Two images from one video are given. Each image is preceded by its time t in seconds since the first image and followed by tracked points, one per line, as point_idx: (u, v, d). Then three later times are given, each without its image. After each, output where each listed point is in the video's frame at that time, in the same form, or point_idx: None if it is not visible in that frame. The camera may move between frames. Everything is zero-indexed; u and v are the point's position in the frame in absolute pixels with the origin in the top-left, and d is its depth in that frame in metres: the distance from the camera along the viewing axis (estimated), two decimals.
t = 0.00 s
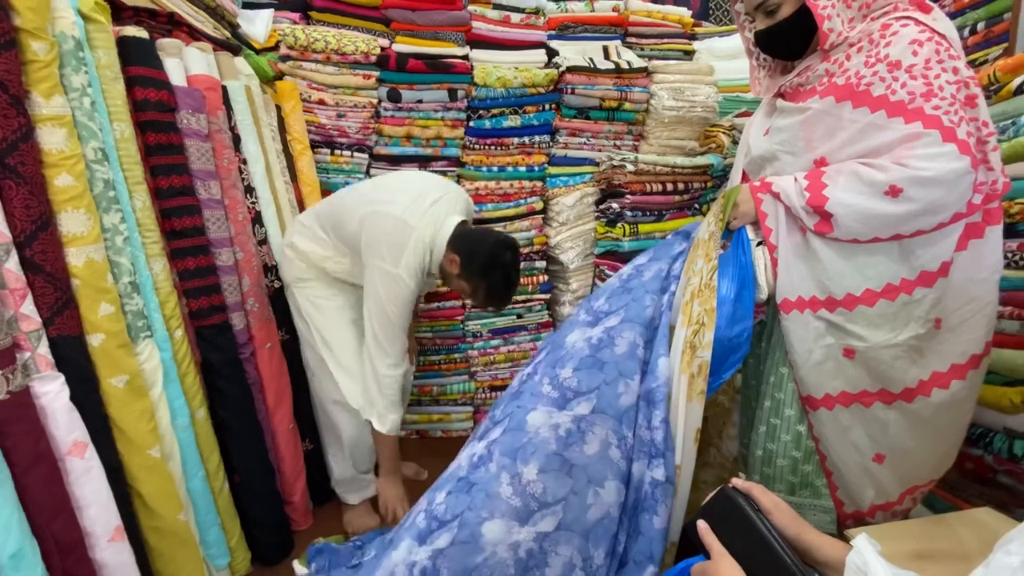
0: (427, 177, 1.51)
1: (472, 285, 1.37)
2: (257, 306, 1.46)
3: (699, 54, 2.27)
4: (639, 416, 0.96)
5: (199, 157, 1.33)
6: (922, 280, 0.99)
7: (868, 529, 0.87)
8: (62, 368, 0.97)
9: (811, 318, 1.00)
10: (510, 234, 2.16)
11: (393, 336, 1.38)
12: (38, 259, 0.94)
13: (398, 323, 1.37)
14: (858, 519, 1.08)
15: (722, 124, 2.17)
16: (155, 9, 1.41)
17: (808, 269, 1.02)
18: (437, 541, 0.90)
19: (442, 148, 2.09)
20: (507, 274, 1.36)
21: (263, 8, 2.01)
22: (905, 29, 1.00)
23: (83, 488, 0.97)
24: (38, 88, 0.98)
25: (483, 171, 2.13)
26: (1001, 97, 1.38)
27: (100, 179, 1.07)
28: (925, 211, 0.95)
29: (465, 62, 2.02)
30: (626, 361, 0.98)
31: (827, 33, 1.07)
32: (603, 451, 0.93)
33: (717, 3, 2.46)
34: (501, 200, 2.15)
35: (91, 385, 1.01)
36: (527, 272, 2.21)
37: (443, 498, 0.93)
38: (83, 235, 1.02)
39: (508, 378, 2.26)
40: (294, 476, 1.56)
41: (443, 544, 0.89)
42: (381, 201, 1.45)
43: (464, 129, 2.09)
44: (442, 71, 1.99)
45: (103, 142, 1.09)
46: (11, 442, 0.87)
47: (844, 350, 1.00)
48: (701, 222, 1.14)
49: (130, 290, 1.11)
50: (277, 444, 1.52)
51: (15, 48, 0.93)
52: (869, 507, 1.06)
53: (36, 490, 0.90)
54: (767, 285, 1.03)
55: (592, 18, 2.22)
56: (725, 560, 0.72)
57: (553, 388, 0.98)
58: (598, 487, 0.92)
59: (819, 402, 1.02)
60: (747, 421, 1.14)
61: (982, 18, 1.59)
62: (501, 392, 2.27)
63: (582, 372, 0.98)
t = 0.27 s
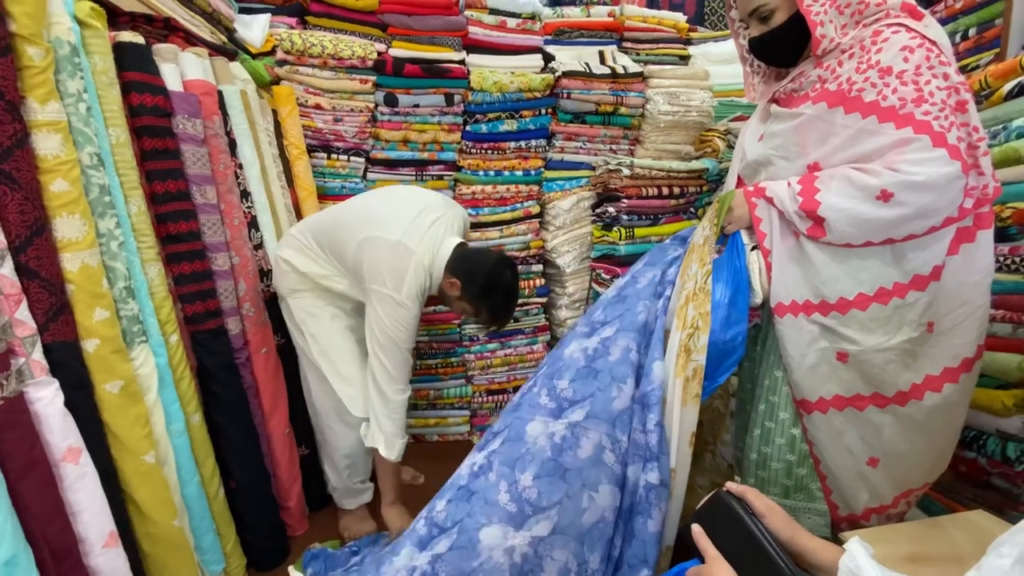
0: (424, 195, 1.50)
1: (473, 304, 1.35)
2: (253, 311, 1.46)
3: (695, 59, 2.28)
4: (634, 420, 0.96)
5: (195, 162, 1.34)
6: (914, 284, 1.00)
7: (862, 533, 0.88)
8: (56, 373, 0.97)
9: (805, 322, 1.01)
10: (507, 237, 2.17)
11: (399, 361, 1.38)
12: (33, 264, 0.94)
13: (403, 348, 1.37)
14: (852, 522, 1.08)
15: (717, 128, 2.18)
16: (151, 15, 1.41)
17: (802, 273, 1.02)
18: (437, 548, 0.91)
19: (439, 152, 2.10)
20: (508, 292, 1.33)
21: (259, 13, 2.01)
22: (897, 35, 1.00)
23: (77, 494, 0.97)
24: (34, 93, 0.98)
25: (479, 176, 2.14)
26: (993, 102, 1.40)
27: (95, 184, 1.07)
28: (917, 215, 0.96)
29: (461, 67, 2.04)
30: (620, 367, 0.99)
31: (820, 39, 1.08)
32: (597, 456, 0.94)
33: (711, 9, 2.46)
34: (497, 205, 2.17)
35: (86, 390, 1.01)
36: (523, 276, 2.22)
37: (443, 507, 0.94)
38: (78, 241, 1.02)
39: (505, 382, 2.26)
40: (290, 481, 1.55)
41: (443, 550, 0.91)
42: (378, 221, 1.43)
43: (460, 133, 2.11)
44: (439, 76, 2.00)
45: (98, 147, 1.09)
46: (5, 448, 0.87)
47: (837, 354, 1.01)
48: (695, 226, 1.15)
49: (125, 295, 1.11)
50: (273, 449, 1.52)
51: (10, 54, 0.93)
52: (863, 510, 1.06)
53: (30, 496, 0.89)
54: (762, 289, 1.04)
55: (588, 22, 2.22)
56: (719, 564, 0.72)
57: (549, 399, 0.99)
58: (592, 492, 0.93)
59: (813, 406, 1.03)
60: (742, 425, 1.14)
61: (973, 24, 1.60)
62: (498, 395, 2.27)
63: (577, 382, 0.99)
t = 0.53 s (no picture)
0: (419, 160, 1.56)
1: (472, 232, 1.39)
2: (250, 315, 1.46)
3: (692, 64, 2.29)
4: (630, 421, 0.96)
5: (192, 166, 1.34)
6: (909, 288, 1.00)
7: (858, 535, 0.88)
8: (53, 379, 0.97)
9: (801, 325, 1.01)
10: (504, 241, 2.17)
11: (371, 277, 1.33)
12: (30, 269, 0.94)
13: (380, 267, 1.33)
14: (849, 525, 1.08)
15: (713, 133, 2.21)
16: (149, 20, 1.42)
17: (798, 277, 1.03)
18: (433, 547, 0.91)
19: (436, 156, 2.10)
20: (508, 219, 1.38)
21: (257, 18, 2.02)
22: (891, 41, 1.02)
23: (73, 499, 0.96)
24: (32, 98, 0.98)
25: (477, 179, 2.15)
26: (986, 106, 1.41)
27: (92, 189, 1.07)
28: (911, 219, 0.96)
29: (459, 71, 2.04)
30: (615, 369, 1.00)
31: (815, 45, 1.08)
32: (591, 454, 0.94)
33: (708, 13, 2.49)
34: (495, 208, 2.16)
35: (82, 395, 1.01)
36: (521, 279, 2.22)
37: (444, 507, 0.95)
38: (75, 245, 1.02)
39: (503, 385, 2.25)
40: (286, 486, 1.55)
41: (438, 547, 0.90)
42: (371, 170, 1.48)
43: (458, 137, 2.10)
44: (437, 80, 2.01)
45: (96, 152, 1.09)
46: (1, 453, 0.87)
47: (833, 357, 1.01)
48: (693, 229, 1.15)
49: (121, 300, 1.11)
50: (270, 454, 1.52)
51: (8, 60, 0.93)
52: (859, 513, 1.06)
53: (26, 501, 0.89)
54: (758, 292, 1.04)
55: (584, 27, 2.23)
56: (716, 567, 0.72)
57: (545, 399, 0.99)
58: (586, 490, 0.92)
59: (809, 409, 1.03)
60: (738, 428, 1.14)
61: (967, 29, 1.61)
62: (496, 399, 2.26)
63: (572, 381, 1.00)
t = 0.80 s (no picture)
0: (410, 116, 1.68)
1: (458, 131, 1.46)
2: (249, 319, 1.46)
3: (688, 68, 2.30)
4: (628, 424, 0.96)
5: (191, 170, 1.34)
6: (907, 290, 1.00)
7: (857, 538, 0.88)
8: (50, 384, 0.97)
9: (799, 327, 1.02)
10: (502, 244, 2.18)
11: (344, 189, 1.43)
12: (27, 273, 0.94)
13: (351, 179, 1.43)
14: (848, 528, 1.08)
15: (710, 138, 2.21)
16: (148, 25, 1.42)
17: (796, 279, 1.03)
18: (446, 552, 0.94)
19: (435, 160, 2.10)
20: (479, 98, 1.44)
21: (257, 22, 2.02)
22: (889, 45, 1.02)
23: (69, 504, 0.96)
24: (31, 102, 0.98)
25: (475, 183, 2.13)
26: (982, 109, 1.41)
27: (90, 193, 1.07)
28: (908, 222, 0.96)
29: (458, 75, 2.05)
30: (611, 373, 1.00)
31: (813, 48, 1.09)
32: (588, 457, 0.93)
33: (706, 17, 2.51)
34: (494, 211, 2.16)
35: (79, 399, 1.01)
36: (520, 282, 2.22)
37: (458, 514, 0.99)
38: (73, 249, 1.02)
39: (502, 389, 2.25)
40: (285, 490, 1.55)
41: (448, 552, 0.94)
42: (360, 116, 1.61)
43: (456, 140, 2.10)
44: (436, 84, 2.01)
45: (94, 156, 1.10)
46: None
47: (831, 360, 1.01)
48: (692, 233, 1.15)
49: (120, 303, 1.11)
50: (268, 458, 1.51)
51: (7, 64, 0.93)
52: (858, 516, 1.06)
53: (23, 506, 0.89)
54: (757, 294, 1.04)
55: (583, 31, 2.23)
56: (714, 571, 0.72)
57: (546, 406, 1.01)
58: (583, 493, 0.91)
59: (807, 411, 1.03)
60: (737, 430, 1.14)
61: (963, 32, 1.62)
62: (495, 402, 2.26)
63: (571, 387, 1.01)
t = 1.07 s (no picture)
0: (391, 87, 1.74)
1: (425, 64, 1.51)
2: (248, 323, 1.46)
3: (687, 71, 2.31)
4: (628, 426, 0.96)
5: (191, 174, 1.34)
6: (906, 293, 1.00)
7: (857, 542, 0.87)
8: (50, 388, 0.97)
9: (799, 330, 1.02)
10: (502, 247, 2.17)
11: (322, 144, 1.49)
12: (27, 278, 0.94)
13: (329, 134, 1.49)
14: (848, 531, 1.08)
15: (710, 138, 2.16)
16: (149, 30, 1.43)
17: (796, 282, 1.03)
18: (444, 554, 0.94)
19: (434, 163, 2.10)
20: (439, 32, 1.51)
21: (256, 26, 2.02)
22: (889, 49, 1.02)
23: (68, 509, 0.96)
24: (31, 107, 0.98)
25: (476, 186, 2.15)
26: (980, 112, 1.42)
27: (90, 197, 1.08)
28: (908, 225, 0.96)
29: (458, 79, 2.06)
30: (612, 374, 0.99)
31: (814, 51, 1.09)
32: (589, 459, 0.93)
33: (704, 21, 2.51)
34: (494, 214, 2.17)
35: (78, 404, 1.01)
36: (519, 285, 2.22)
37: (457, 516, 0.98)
38: (73, 253, 1.02)
39: (501, 392, 2.25)
40: (284, 494, 1.55)
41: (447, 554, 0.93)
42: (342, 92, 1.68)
43: (455, 143, 2.11)
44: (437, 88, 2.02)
45: (94, 160, 1.10)
46: None
47: (831, 362, 1.01)
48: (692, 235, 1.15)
49: (119, 307, 1.11)
50: (268, 462, 1.51)
51: (7, 69, 0.94)
52: (858, 520, 1.06)
53: (22, 511, 0.89)
54: (758, 297, 1.04)
55: (582, 35, 2.24)
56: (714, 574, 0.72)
57: (549, 410, 1.00)
58: (583, 494, 0.91)
59: (807, 414, 1.03)
60: (738, 432, 1.14)
61: (960, 36, 1.63)
62: (495, 406, 2.26)
63: (572, 389, 1.00)
